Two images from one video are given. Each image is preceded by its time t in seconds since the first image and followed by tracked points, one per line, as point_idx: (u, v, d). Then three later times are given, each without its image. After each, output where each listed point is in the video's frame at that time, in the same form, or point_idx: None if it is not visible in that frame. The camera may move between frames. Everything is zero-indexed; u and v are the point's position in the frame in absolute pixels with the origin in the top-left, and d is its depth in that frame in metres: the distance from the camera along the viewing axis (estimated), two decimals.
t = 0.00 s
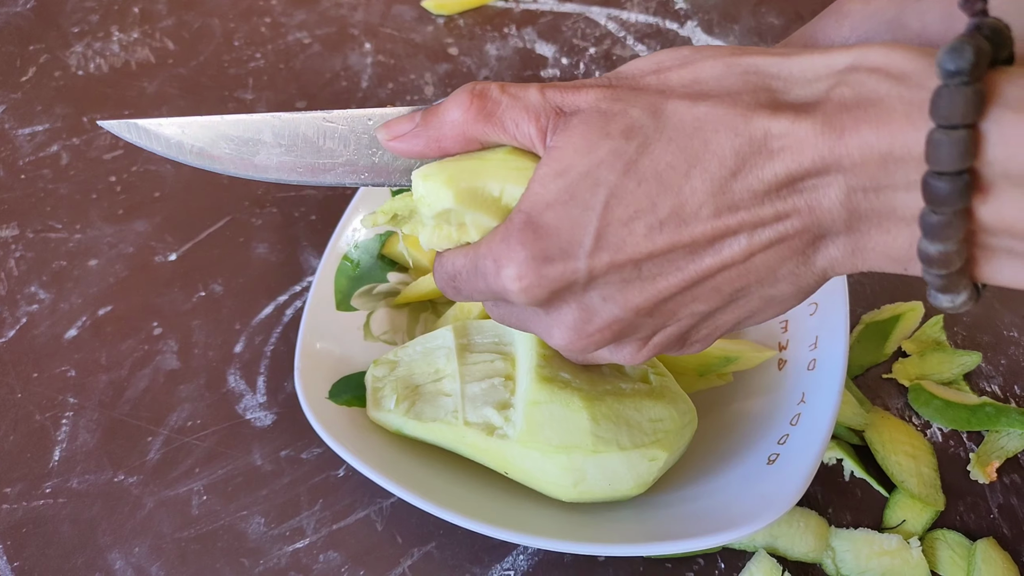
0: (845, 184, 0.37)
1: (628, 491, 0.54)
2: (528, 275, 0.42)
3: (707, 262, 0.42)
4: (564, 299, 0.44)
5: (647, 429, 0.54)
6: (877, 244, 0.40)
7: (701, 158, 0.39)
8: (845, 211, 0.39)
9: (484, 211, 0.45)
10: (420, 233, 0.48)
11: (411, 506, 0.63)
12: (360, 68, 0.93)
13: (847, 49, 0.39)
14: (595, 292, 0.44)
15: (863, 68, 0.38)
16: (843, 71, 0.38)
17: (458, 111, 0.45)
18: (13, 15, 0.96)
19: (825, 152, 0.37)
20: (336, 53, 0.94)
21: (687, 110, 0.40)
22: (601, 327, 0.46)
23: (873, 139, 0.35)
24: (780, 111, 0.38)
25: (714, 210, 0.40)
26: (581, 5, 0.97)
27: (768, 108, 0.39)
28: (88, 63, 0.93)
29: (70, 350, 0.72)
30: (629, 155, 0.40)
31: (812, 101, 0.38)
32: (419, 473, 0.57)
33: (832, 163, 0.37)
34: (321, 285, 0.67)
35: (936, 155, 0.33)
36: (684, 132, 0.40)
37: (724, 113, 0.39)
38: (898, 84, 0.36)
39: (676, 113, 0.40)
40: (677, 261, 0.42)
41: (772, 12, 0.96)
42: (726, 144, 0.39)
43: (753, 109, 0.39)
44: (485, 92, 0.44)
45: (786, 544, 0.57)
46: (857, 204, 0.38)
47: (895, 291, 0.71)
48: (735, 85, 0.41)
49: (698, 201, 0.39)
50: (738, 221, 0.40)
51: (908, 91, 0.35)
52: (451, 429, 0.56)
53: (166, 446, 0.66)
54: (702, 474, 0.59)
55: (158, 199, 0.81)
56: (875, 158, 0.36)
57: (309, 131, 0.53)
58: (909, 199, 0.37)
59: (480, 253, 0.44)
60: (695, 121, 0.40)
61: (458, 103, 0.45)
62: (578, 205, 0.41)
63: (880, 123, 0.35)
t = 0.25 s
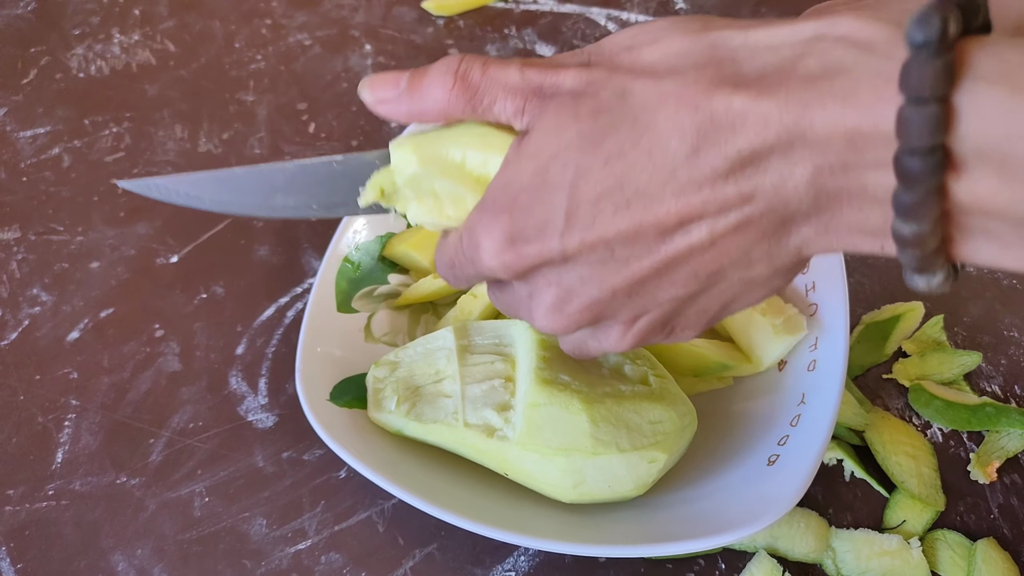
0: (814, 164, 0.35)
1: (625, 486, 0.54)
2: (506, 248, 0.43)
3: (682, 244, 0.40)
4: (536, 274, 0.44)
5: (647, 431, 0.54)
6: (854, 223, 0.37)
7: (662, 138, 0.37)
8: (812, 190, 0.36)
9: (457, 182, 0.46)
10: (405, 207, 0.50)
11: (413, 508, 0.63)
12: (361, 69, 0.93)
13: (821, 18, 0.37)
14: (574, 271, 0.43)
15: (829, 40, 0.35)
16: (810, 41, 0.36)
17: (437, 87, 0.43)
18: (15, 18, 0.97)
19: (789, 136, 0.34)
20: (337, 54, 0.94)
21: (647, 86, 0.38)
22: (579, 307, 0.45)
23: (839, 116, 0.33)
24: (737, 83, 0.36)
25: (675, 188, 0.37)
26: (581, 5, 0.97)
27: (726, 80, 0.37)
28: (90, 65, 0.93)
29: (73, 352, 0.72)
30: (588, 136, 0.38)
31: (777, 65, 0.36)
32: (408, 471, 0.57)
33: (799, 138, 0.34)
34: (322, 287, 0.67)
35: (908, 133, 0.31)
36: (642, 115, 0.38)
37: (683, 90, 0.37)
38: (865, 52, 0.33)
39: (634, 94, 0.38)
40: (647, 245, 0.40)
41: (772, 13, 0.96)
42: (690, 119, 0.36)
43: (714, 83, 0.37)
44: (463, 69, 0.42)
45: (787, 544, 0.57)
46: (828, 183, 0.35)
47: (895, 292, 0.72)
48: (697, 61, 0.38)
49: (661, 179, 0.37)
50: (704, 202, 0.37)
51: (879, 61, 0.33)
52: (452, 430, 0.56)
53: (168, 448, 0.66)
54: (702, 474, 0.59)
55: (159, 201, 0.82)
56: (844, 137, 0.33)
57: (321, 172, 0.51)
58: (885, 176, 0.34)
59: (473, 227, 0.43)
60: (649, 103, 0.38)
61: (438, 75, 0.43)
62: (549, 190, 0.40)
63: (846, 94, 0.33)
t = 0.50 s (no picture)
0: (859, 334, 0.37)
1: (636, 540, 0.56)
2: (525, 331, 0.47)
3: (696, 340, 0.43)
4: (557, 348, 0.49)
5: (644, 433, 0.54)
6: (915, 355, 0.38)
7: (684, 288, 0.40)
8: (854, 341, 0.38)
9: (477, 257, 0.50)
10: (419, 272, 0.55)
11: (410, 511, 0.63)
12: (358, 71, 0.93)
13: (845, 173, 0.36)
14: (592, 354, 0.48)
15: (840, 212, 0.35)
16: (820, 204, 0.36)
17: (414, 226, 0.41)
18: (12, 20, 0.97)
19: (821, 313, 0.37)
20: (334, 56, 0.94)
21: (667, 245, 0.39)
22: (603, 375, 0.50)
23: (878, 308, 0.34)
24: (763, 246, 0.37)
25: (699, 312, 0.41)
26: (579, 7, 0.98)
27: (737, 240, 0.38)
28: (86, 68, 0.93)
29: (69, 355, 0.72)
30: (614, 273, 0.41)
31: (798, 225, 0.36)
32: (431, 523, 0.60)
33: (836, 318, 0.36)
34: (320, 290, 0.67)
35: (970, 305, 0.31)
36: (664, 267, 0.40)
37: (705, 254, 0.38)
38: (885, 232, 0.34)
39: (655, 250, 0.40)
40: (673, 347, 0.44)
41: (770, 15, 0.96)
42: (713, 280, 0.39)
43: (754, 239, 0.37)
44: (439, 214, 0.41)
45: (784, 546, 0.57)
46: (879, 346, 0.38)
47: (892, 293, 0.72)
48: (715, 208, 0.38)
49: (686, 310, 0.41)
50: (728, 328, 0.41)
51: (916, 256, 0.33)
52: (449, 433, 0.56)
53: (165, 451, 0.66)
54: (700, 476, 0.59)
55: (156, 204, 0.82)
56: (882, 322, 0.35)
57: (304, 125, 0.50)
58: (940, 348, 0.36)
59: (475, 300, 0.48)
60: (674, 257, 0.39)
61: (415, 223, 0.41)
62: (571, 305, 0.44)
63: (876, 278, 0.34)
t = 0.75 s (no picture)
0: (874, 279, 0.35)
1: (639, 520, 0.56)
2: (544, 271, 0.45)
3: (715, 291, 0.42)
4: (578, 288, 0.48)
5: (645, 429, 0.55)
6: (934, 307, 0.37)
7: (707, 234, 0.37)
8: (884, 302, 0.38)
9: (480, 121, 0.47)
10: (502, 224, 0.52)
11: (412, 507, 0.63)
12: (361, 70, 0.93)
13: (873, 117, 0.30)
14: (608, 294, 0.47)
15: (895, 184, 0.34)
16: (862, 148, 0.30)
17: (434, 201, 0.35)
18: (15, 19, 0.97)
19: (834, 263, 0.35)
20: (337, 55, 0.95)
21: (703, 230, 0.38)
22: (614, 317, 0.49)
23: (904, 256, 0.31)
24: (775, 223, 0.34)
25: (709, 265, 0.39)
26: (580, 7, 0.98)
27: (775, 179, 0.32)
28: (90, 66, 0.93)
29: (73, 352, 0.72)
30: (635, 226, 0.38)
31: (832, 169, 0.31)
32: (436, 515, 0.61)
33: (856, 264, 0.33)
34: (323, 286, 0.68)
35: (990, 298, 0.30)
36: (679, 217, 0.36)
37: (734, 209, 0.34)
38: (935, 192, 0.29)
39: (674, 200, 0.35)
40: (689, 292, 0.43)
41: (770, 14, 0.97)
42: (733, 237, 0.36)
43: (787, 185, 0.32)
44: (462, 185, 0.34)
45: (785, 542, 0.58)
46: (887, 293, 0.36)
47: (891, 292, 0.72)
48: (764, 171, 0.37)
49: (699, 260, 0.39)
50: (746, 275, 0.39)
51: (943, 205, 0.29)
52: (451, 429, 0.56)
53: (169, 448, 0.66)
54: (700, 472, 0.59)
55: (160, 202, 0.82)
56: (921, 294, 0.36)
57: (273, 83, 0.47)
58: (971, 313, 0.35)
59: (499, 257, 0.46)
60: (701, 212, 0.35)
61: (435, 200, 0.35)
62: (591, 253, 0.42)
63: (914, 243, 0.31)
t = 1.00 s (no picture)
0: (913, 204, 0.33)
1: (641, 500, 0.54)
2: (572, 274, 0.40)
3: (759, 277, 0.37)
4: (598, 297, 0.43)
5: (643, 428, 0.55)
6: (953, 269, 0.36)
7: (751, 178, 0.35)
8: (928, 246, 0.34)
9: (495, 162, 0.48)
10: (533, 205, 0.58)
11: (409, 506, 0.63)
12: (359, 69, 0.93)
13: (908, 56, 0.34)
14: (631, 301, 0.41)
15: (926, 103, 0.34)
16: (917, 80, 0.34)
17: (498, 175, 0.39)
18: (13, 18, 0.97)
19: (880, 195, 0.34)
20: (335, 54, 0.94)
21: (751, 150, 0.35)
22: (640, 335, 0.43)
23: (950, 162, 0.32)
24: (822, 150, 0.34)
25: (758, 224, 0.35)
26: (578, 5, 0.98)
27: (826, 118, 0.34)
28: (87, 65, 0.93)
29: (70, 351, 0.72)
30: (678, 164, 0.35)
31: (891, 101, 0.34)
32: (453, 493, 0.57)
33: (905, 180, 0.33)
34: (321, 284, 0.68)
35: None
36: (733, 151, 0.35)
37: (779, 135, 0.34)
38: (985, 99, 0.32)
39: (730, 133, 0.35)
40: (724, 277, 0.38)
41: (768, 13, 0.97)
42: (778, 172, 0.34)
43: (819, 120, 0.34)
44: (525, 141, 0.38)
45: (782, 541, 0.58)
46: (928, 227, 0.34)
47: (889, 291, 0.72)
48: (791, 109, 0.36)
49: (741, 225, 0.36)
50: (795, 235, 0.35)
51: (993, 109, 0.32)
52: (449, 428, 0.56)
53: (166, 447, 0.66)
54: (697, 472, 0.59)
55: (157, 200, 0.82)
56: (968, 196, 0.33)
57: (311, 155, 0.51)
58: (992, 222, 0.33)
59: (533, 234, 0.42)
60: (756, 141, 0.34)
61: (502, 169, 0.39)
62: (627, 221, 0.37)
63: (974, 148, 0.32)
